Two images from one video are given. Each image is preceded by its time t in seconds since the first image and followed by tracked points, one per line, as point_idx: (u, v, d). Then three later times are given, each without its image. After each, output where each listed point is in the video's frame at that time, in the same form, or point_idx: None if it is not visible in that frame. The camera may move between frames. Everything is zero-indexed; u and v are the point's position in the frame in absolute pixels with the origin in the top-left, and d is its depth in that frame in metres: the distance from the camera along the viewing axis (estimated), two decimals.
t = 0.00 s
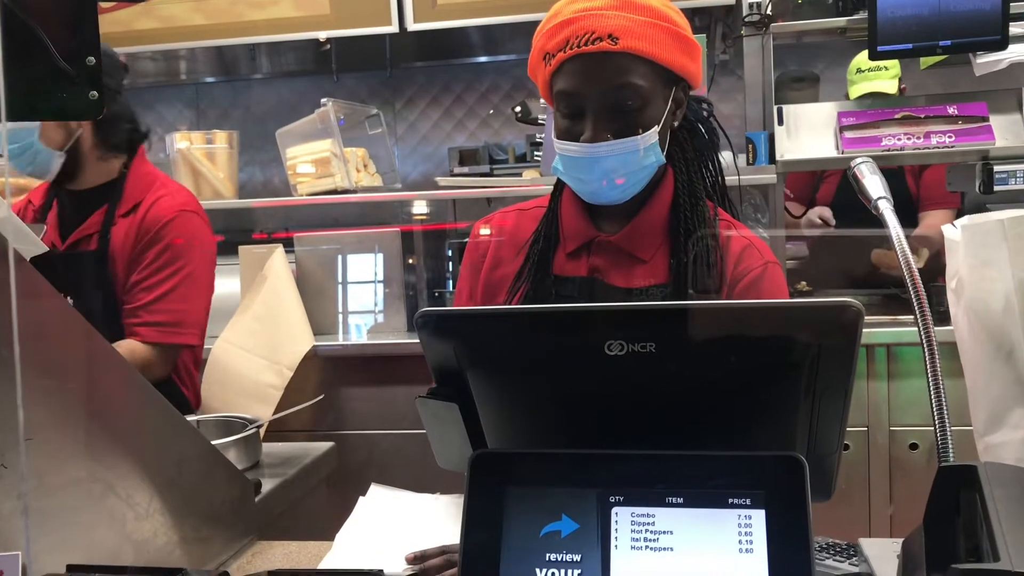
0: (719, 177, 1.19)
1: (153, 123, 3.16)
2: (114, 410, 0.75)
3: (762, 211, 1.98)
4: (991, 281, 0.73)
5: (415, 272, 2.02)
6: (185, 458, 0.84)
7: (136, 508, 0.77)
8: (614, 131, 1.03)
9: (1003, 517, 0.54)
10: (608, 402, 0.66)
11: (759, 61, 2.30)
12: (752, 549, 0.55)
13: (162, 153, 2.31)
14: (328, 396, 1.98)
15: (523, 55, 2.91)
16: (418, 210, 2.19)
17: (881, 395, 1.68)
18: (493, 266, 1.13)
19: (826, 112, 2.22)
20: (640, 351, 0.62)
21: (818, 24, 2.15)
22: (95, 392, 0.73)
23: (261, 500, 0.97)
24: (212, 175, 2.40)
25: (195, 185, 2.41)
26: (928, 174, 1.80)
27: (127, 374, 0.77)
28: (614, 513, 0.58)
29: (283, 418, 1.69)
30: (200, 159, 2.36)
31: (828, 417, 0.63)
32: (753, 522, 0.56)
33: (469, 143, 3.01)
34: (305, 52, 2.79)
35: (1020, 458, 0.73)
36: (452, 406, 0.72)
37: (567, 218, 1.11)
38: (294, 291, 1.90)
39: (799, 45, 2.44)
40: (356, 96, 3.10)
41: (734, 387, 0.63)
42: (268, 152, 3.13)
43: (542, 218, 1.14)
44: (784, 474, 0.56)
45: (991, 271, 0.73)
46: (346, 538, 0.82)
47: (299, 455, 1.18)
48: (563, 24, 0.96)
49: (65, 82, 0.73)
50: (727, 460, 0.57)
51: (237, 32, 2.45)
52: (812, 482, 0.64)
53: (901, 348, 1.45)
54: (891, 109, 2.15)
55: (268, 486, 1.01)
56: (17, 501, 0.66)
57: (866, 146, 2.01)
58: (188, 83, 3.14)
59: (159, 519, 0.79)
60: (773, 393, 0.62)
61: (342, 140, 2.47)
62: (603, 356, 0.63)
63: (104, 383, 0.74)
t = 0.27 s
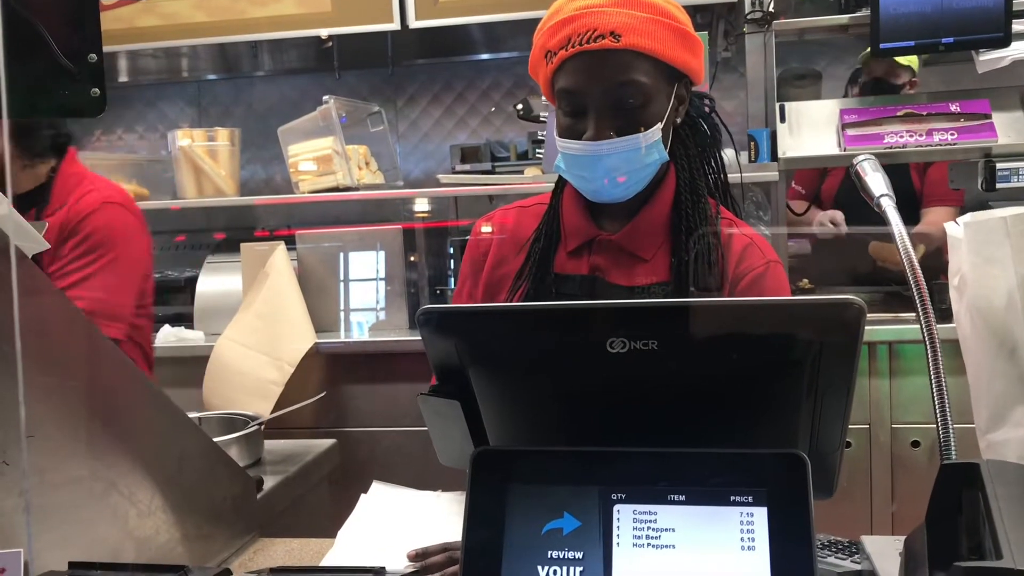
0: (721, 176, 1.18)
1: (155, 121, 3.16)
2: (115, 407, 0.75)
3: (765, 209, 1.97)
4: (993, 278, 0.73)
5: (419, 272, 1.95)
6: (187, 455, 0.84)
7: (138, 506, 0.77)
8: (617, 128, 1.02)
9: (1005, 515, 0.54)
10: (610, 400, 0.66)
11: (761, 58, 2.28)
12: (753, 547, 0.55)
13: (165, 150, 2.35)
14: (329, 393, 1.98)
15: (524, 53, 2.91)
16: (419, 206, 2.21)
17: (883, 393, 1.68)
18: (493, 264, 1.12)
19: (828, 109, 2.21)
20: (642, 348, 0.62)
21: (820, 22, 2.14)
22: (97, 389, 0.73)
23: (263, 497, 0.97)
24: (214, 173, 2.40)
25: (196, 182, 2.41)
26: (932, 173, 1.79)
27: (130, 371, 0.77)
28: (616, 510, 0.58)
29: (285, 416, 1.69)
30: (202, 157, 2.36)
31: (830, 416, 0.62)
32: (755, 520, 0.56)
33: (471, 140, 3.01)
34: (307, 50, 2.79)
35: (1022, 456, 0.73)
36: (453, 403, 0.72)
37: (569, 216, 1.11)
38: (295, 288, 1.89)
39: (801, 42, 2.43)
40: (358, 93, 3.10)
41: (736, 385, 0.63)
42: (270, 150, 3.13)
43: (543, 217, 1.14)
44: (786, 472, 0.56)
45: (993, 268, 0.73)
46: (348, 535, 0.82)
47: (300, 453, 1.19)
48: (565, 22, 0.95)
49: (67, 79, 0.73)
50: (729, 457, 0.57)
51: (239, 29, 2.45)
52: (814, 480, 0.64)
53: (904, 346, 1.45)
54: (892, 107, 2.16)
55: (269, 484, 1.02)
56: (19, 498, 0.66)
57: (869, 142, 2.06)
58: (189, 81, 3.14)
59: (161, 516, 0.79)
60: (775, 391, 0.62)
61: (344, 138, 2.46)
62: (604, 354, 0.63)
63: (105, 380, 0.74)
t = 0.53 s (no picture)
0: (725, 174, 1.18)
1: (157, 120, 3.17)
2: (119, 405, 0.76)
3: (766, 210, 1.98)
4: (996, 277, 0.73)
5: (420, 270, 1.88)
6: (190, 453, 0.84)
7: (142, 503, 0.77)
8: (621, 126, 1.02)
9: (1008, 514, 0.54)
10: (612, 398, 0.66)
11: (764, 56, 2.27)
12: (755, 545, 0.55)
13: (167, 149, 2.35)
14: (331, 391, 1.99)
15: (527, 51, 2.91)
16: (422, 205, 2.23)
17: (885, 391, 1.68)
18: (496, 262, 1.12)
19: (831, 107, 2.21)
20: (645, 346, 0.62)
21: (822, 20, 2.14)
22: (101, 387, 0.74)
23: (265, 495, 0.97)
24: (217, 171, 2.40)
25: (198, 181, 2.40)
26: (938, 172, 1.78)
27: (132, 370, 0.78)
28: (618, 508, 0.58)
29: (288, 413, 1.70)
30: (204, 155, 2.36)
31: (833, 413, 0.62)
32: (758, 518, 0.56)
33: (473, 139, 3.01)
34: (309, 48, 2.79)
35: None
36: (457, 401, 0.72)
37: (572, 215, 1.11)
38: (297, 286, 1.89)
39: (803, 40, 2.43)
40: (360, 92, 3.10)
41: (740, 383, 0.63)
42: (273, 148, 3.13)
43: (546, 215, 1.14)
44: (788, 470, 0.56)
45: (997, 266, 0.73)
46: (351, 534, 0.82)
47: (304, 450, 1.19)
48: (566, 20, 0.95)
49: (71, 78, 0.73)
50: (733, 455, 0.57)
51: (241, 28, 2.45)
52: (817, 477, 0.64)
53: (906, 344, 1.44)
54: (896, 105, 2.15)
55: (272, 481, 1.02)
56: (23, 495, 0.67)
57: (871, 142, 2.05)
58: (191, 79, 3.15)
59: (164, 514, 0.80)
60: (779, 389, 0.62)
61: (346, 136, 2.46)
62: (607, 352, 0.63)
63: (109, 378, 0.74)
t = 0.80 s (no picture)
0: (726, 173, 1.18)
1: (159, 119, 3.18)
2: (121, 404, 0.76)
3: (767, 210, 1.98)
4: (997, 276, 0.73)
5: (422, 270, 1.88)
6: (192, 452, 0.84)
7: (144, 502, 0.77)
8: (628, 125, 1.02)
9: (1009, 512, 0.54)
10: (613, 397, 0.66)
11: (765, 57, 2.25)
12: (756, 544, 0.55)
13: (169, 149, 2.35)
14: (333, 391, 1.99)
15: (529, 51, 2.91)
16: (423, 204, 2.22)
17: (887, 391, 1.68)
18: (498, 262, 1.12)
19: (832, 107, 2.21)
20: (646, 346, 0.62)
21: (823, 20, 2.13)
22: (103, 385, 0.74)
23: (267, 494, 0.97)
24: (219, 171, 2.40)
25: (200, 180, 2.41)
26: (940, 172, 1.78)
27: (133, 370, 0.78)
28: (619, 507, 0.58)
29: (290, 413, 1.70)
30: (206, 155, 2.36)
31: (835, 412, 0.63)
32: (758, 517, 0.56)
33: (475, 139, 3.01)
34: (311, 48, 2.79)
35: None
36: (459, 400, 0.72)
37: (574, 215, 1.11)
38: (299, 287, 1.89)
39: (805, 40, 2.43)
40: (362, 92, 3.10)
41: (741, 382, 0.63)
42: (275, 148, 3.13)
43: (547, 215, 1.14)
44: (789, 468, 0.56)
45: (997, 266, 0.73)
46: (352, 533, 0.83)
47: (305, 450, 1.19)
48: (571, 19, 0.95)
49: (74, 78, 0.73)
50: (734, 454, 0.58)
51: (243, 28, 2.45)
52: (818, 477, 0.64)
53: (907, 344, 1.45)
54: (897, 105, 2.15)
55: (274, 481, 1.02)
56: (27, 494, 0.67)
57: (873, 142, 2.07)
58: (193, 79, 3.15)
59: (167, 513, 0.80)
60: (780, 387, 0.62)
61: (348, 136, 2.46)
62: (609, 352, 0.63)
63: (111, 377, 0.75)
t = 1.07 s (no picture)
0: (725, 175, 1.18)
1: (160, 121, 3.18)
2: (122, 405, 0.76)
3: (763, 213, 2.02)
4: (995, 278, 0.74)
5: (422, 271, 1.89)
6: (193, 452, 0.85)
7: (145, 503, 0.78)
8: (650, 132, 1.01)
9: (1006, 513, 0.54)
10: (613, 398, 0.66)
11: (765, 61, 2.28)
12: (755, 545, 0.55)
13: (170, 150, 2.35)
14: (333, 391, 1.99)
15: (529, 52, 2.91)
16: (424, 205, 2.22)
17: (886, 392, 1.68)
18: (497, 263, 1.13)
19: (831, 109, 2.20)
20: (644, 347, 0.62)
21: (822, 22, 2.13)
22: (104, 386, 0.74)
23: (268, 495, 0.97)
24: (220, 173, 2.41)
25: (201, 182, 2.41)
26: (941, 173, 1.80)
27: (134, 370, 0.79)
28: (618, 508, 0.59)
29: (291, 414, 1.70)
30: (207, 157, 2.36)
31: (833, 413, 0.63)
32: (757, 517, 0.56)
33: (475, 140, 3.02)
34: (311, 49, 2.79)
35: None
36: (458, 401, 0.72)
37: (573, 215, 1.11)
38: (301, 289, 1.90)
39: (805, 42, 2.43)
40: (363, 93, 3.10)
41: (739, 383, 0.63)
42: (275, 150, 3.14)
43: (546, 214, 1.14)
44: (787, 469, 0.57)
45: (994, 268, 0.74)
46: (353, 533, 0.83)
47: (306, 450, 1.19)
48: (591, 22, 0.93)
49: (76, 79, 0.74)
50: (733, 455, 0.58)
51: (245, 30, 2.46)
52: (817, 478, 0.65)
53: (907, 345, 1.45)
54: (897, 106, 2.14)
55: (274, 482, 1.02)
56: (29, 494, 0.67)
57: (873, 144, 2.07)
58: (194, 81, 3.16)
59: (168, 514, 0.80)
60: (778, 388, 0.62)
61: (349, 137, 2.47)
62: (608, 353, 0.63)
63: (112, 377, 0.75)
